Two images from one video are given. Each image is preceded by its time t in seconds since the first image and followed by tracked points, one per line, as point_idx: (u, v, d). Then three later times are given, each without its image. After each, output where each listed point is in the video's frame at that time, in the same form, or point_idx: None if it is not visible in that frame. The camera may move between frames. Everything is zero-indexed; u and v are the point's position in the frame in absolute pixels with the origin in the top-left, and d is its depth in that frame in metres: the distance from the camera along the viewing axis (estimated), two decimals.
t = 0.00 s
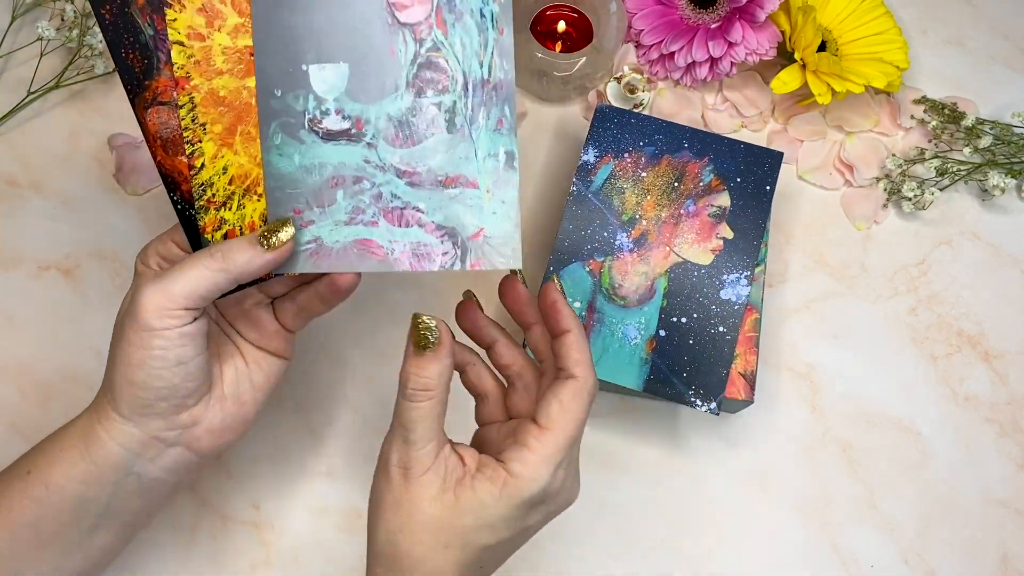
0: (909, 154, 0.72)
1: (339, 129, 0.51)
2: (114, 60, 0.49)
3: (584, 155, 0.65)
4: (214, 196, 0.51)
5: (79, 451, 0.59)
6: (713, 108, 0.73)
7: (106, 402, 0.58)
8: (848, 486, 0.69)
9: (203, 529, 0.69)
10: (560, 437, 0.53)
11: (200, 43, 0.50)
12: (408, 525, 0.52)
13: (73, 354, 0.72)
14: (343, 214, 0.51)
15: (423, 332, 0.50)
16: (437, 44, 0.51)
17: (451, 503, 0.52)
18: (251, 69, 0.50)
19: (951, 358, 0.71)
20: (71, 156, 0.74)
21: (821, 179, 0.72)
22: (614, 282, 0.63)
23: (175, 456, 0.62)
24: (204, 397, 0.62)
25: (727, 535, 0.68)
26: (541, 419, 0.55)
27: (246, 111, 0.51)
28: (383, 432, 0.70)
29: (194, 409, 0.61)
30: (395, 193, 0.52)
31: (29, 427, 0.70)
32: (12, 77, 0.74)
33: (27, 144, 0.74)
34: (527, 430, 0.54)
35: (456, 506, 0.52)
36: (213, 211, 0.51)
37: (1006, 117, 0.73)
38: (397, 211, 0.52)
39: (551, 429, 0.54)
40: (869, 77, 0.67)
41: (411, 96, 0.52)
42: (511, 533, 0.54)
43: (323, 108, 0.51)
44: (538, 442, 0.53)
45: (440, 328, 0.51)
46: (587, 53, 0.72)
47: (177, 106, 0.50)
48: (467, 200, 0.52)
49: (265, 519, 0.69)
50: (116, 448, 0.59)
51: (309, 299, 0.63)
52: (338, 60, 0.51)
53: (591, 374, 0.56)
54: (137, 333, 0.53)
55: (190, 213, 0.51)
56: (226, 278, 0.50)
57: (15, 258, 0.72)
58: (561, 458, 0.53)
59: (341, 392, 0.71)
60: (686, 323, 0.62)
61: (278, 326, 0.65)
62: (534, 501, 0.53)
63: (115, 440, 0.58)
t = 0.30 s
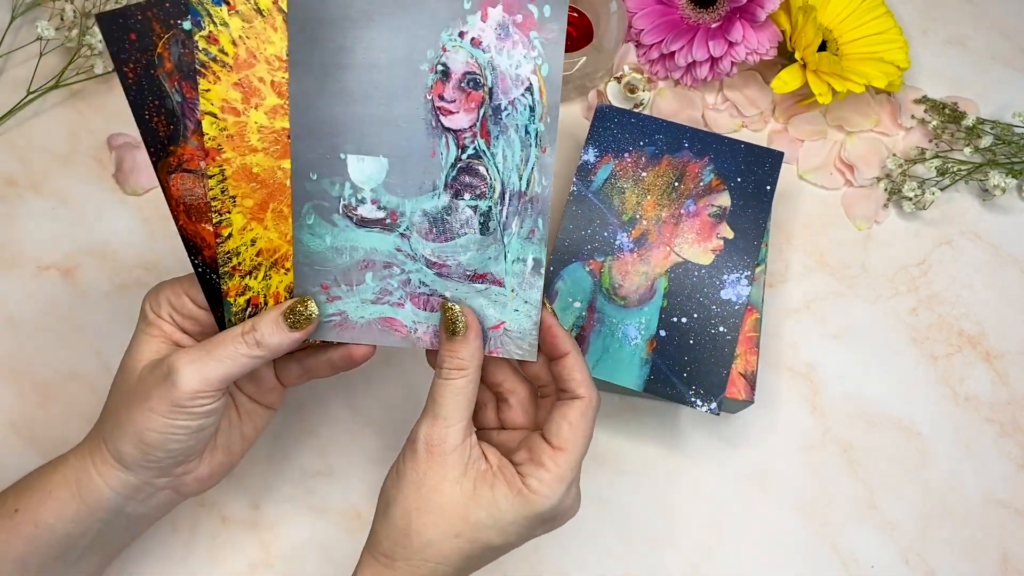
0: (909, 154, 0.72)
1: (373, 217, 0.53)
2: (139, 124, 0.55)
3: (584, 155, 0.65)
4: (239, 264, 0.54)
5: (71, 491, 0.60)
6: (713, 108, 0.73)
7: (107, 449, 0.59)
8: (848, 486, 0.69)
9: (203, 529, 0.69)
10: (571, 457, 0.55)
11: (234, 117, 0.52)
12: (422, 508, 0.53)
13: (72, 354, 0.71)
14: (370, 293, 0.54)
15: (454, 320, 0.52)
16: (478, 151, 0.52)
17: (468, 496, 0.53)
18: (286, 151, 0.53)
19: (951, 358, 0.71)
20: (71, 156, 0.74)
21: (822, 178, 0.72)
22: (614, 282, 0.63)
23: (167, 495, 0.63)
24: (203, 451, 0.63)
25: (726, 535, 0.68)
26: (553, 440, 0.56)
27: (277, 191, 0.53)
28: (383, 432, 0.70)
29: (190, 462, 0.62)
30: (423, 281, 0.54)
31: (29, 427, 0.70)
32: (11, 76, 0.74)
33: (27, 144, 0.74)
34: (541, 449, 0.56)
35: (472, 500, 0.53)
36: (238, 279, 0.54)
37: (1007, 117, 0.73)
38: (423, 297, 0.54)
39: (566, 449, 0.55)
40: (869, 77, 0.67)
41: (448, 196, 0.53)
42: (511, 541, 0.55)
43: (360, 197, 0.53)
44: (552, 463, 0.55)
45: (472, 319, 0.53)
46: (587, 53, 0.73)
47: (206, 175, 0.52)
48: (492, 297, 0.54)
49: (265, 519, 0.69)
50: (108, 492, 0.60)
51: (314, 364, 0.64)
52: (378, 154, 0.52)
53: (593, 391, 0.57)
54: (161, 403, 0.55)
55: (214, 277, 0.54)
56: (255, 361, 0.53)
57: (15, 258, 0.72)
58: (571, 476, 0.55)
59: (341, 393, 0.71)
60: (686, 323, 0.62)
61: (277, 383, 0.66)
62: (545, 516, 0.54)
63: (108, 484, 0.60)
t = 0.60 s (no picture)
0: (909, 154, 0.72)
1: (409, 204, 0.58)
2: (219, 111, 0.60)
3: (584, 155, 0.65)
4: (284, 238, 0.57)
5: (104, 452, 0.61)
6: (713, 108, 0.73)
7: (140, 407, 0.60)
8: (849, 486, 0.69)
9: (203, 529, 0.69)
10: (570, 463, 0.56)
11: (302, 107, 0.57)
12: (441, 517, 0.56)
13: (72, 354, 0.71)
14: (394, 275, 0.58)
15: (514, 355, 0.55)
16: (508, 151, 0.57)
17: (483, 508, 0.56)
18: (342, 138, 0.57)
19: (951, 358, 0.71)
20: (71, 156, 0.74)
21: (822, 178, 0.72)
22: (614, 282, 0.63)
23: (191, 465, 0.64)
24: (226, 421, 0.64)
25: (727, 535, 0.68)
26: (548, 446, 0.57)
27: (328, 172, 0.58)
28: (383, 432, 0.70)
29: (215, 430, 0.63)
30: (444, 267, 0.58)
31: (28, 427, 0.70)
32: (11, 76, 0.74)
33: (27, 143, 0.74)
34: (540, 456, 0.57)
35: (485, 511, 0.55)
36: (279, 252, 0.57)
37: (1007, 117, 0.73)
38: (442, 282, 0.58)
39: (564, 455, 0.56)
40: (869, 77, 0.67)
41: (477, 190, 0.58)
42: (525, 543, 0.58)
43: (401, 184, 0.58)
44: (555, 469, 0.56)
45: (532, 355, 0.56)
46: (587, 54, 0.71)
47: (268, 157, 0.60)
48: (504, 286, 0.58)
49: (265, 520, 0.69)
50: (138, 453, 0.61)
51: (339, 344, 0.66)
52: (423, 147, 0.57)
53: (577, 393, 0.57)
54: (194, 353, 0.56)
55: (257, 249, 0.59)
56: (287, 322, 0.55)
57: (15, 258, 0.72)
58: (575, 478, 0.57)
59: (341, 393, 0.71)
60: (686, 323, 0.62)
61: (303, 369, 0.67)
62: (555, 519, 0.57)
63: (138, 443, 0.61)
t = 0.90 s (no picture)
0: (909, 154, 0.72)
1: (394, 206, 0.58)
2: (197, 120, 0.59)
3: (584, 155, 0.65)
4: (281, 244, 0.58)
5: (120, 452, 0.62)
6: (713, 108, 0.73)
7: (154, 409, 0.61)
8: (849, 486, 0.69)
9: (204, 529, 0.69)
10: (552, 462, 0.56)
11: (277, 114, 0.56)
12: (421, 515, 0.55)
13: (72, 354, 0.71)
14: (389, 275, 0.59)
15: (491, 351, 0.56)
16: (482, 152, 0.55)
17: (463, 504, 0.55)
18: (321, 143, 0.57)
19: (951, 358, 0.71)
20: (71, 156, 0.74)
21: (821, 178, 0.72)
22: (613, 282, 0.63)
23: (205, 463, 0.65)
24: (239, 419, 0.65)
25: (726, 535, 0.68)
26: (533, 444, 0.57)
27: (314, 178, 0.58)
28: (382, 432, 0.70)
29: (228, 428, 0.64)
30: (435, 268, 0.58)
31: (29, 427, 0.70)
32: (12, 76, 0.74)
33: (27, 144, 0.74)
34: (524, 455, 0.57)
35: (466, 509, 0.55)
36: (280, 256, 0.58)
37: (1007, 117, 0.73)
38: (434, 282, 0.58)
39: (547, 454, 0.56)
40: (869, 78, 0.67)
41: (456, 191, 0.57)
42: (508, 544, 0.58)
43: (384, 186, 0.57)
44: (537, 468, 0.56)
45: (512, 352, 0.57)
46: (587, 53, 0.72)
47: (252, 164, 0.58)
48: (491, 287, 0.58)
49: (265, 519, 0.69)
50: (155, 452, 0.62)
51: (344, 340, 0.66)
52: (397, 149, 0.56)
53: (565, 394, 0.57)
54: (206, 354, 0.58)
55: (257, 254, 0.60)
56: (296, 323, 0.57)
57: (16, 258, 0.72)
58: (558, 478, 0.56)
59: (341, 392, 0.71)
60: (686, 323, 0.62)
61: (310, 365, 0.68)
62: (537, 518, 0.56)
63: (155, 443, 0.62)
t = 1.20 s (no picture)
0: (909, 154, 0.72)
1: (400, 206, 0.58)
2: (205, 119, 0.60)
3: (584, 155, 0.65)
4: (285, 244, 0.58)
5: (126, 453, 0.62)
6: (713, 108, 0.73)
7: (159, 411, 0.61)
8: (849, 485, 0.69)
9: (204, 529, 0.69)
10: (551, 459, 0.55)
11: (285, 115, 0.56)
12: (417, 510, 0.55)
13: (72, 354, 0.71)
14: (394, 275, 0.58)
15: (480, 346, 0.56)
16: (490, 152, 0.56)
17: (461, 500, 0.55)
18: (329, 143, 0.57)
19: (951, 358, 0.71)
20: (71, 156, 0.74)
21: (821, 178, 0.72)
22: (614, 282, 0.63)
23: (210, 464, 0.65)
24: (244, 420, 0.65)
25: (726, 535, 0.68)
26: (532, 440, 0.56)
27: (320, 178, 0.58)
28: (383, 432, 0.70)
29: (233, 429, 0.64)
30: (440, 267, 0.58)
31: (28, 427, 0.70)
32: (12, 76, 0.74)
33: (27, 144, 0.74)
34: (524, 453, 0.56)
35: (464, 504, 0.55)
36: (283, 257, 0.58)
37: (1007, 117, 0.73)
38: (439, 282, 0.58)
39: (547, 451, 0.56)
40: (869, 78, 0.67)
41: (462, 191, 0.57)
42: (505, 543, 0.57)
43: (390, 187, 0.57)
44: (537, 465, 0.55)
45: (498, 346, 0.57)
46: (587, 53, 0.73)
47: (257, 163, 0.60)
48: (497, 287, 0.58)
49: (265, 519, 0.69)
50: (161, 454, 0.62)
51: (347, 341, 0.66)
52: (406, 149, 0.57)
53: (566, 393, 0.57)
54: (211, 356, 0.57)
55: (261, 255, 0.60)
56: (299, 322, 0.56)
57: (16, 258, 0.72)
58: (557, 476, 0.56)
59: (342, 392, 0.71)
60: (686, 323, 0.62)
61: (313, 365, 0.68)
62: (535, 515, 0.56)
63: (160, 444, 0.62)
